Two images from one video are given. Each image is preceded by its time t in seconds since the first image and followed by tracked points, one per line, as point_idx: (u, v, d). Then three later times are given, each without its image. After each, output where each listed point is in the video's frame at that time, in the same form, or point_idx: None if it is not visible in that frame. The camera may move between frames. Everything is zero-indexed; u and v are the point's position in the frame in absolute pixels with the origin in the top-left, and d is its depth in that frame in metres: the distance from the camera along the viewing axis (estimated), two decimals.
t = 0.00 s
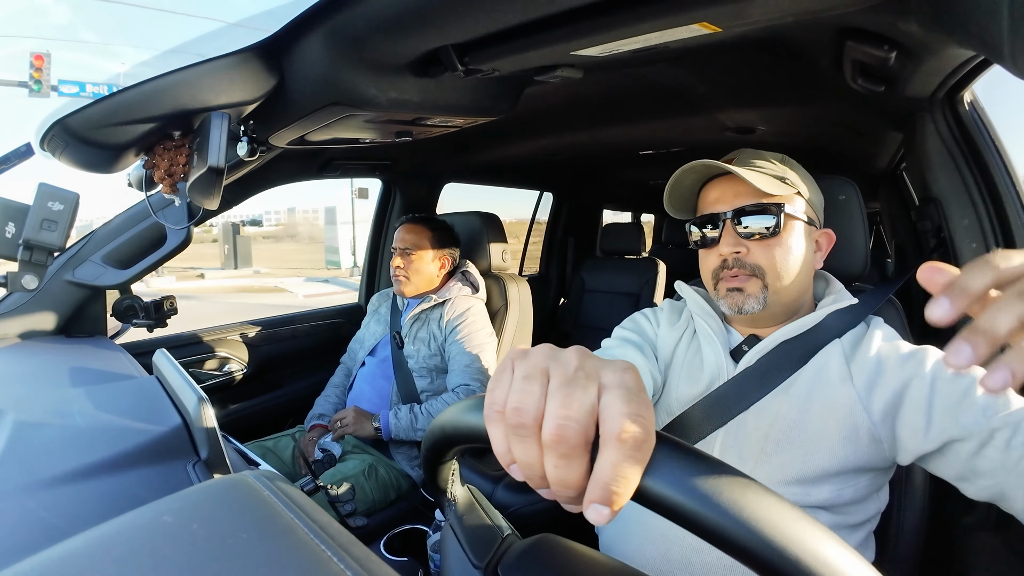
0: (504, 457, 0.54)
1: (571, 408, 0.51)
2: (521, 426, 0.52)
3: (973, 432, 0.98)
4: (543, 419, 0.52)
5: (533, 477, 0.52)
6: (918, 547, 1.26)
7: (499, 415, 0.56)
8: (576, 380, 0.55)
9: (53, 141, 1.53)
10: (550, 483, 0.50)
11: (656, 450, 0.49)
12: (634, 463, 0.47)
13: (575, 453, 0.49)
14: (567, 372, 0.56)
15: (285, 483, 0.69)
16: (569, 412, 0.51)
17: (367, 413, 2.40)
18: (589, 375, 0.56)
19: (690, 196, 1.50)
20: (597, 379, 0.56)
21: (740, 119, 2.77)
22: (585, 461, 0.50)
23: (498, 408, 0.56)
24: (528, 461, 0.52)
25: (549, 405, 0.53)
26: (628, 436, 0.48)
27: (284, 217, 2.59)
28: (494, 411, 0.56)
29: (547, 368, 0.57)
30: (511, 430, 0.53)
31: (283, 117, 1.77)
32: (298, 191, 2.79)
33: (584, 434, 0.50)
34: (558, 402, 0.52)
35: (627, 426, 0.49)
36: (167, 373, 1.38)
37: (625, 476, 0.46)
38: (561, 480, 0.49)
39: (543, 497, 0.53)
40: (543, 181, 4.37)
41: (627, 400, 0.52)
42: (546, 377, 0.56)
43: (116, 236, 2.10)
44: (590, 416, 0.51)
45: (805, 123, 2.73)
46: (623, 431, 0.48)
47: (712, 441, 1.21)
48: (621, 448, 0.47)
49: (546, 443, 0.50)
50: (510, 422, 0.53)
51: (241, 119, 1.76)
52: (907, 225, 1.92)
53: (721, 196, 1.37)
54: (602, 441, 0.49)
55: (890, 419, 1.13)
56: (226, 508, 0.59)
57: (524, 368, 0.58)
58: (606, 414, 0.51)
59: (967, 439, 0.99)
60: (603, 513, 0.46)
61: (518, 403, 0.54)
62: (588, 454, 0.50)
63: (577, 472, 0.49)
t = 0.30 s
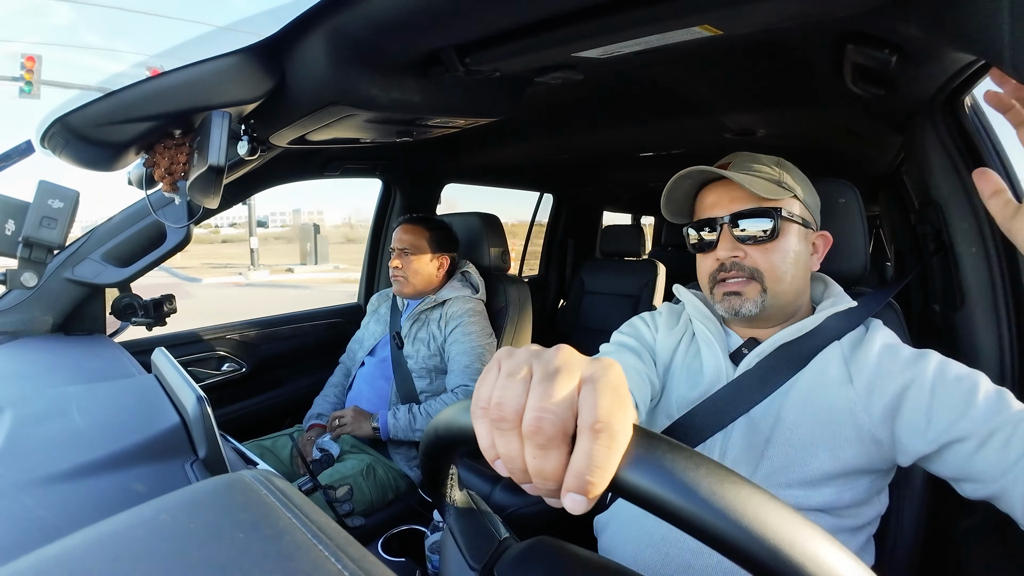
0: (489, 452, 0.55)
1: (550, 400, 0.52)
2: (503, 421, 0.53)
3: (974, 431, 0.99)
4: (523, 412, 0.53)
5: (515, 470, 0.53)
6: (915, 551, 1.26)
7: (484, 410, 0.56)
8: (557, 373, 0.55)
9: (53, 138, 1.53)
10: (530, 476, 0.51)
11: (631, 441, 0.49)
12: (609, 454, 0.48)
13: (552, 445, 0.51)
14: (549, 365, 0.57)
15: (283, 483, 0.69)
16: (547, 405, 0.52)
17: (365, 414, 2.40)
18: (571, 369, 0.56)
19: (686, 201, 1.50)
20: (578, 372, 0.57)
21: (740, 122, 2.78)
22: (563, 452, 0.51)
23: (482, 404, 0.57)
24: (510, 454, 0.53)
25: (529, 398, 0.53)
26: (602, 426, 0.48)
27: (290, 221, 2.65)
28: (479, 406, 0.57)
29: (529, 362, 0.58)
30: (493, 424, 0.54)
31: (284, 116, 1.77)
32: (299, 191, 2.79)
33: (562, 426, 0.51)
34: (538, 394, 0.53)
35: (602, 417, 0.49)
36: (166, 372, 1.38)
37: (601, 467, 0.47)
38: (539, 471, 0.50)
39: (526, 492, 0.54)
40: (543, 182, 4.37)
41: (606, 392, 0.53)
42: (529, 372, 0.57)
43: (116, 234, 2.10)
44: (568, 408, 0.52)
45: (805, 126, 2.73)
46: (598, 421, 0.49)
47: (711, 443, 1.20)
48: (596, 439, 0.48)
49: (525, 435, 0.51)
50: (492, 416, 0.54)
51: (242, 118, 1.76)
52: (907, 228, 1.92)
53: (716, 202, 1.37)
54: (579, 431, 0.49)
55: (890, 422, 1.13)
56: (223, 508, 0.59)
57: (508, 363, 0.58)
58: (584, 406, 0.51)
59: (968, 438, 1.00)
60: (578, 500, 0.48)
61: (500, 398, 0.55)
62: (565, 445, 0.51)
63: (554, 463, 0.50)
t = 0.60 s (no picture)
0: (492, 454, 0.55)
1: (553, 403, 0.52)
2: (505, 423, 0.53)
3: (975, 430, 0.99)
4: (526, 414, 0.53)
5: (518, 473, 0.53)
6: (916, 551, 1.26)
7: (486, 412, 0.56)
8: (560, 375, 0.55)
9: (54, 139, 1.53)
10: (534, 478, 0.51)
11: (636, 445, 0.49)
12: (614, 458, 0.47)
13: (556, 448, 0.50)
14: (552, 367, 0.57)
15: (283, 483, 0.69)
16: (551, 407, 0.52)
17: (365, 415, 2.39)
18: (574, 371, 0.56)
19: (695, 194, 1.50)
20: (582, 374, 0.57)
21: (740, 122, 2.78)
22: (566, 455, 0.51)
23: (485, 405, 0.57)
24: (513, 457, 0.53)
25: (532, 400, 0.53)
26: (607, 431, 0.48)
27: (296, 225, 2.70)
28: (481, 408, 0.57)
29: (531, 364, 0.58)
30: (496, 426, 0.54)
31: (284, 117, 1.77)
32: (299, 191, 2.79)
33: (566, 429, 0.51)
34: (542, 397, 0.53)
35: (607, 421, 0.49)
36: (166, 372, 1.38)
37: (605, 470, 0.47)
38: (543, 474, 0.50)
39: (529, 494, 0.54)
40: (543, 183, 4.37)
41: (609, 394, 0.53)
42: (532, 374, 0.57)
43: (117, 235, 2.10)
44: (572, 411, 0.52)
45: (806, 127, 2.73)
46: (603, 426, 0.49)
47: (711, 444, 1.20)
48: (601, 443, 0.48)
49: (528, 438, 0.51)
50: (496, 418, 0.54)
51: (242, 118, 1.76)
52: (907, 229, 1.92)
53: (727, 196, 1.37)
54: (584, 436, 0.49)
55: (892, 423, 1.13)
56: (223, 508, 0.59)
57: (511, 365, 0.58)
58: (588, 409, 0.51)
59: (968, 437, 1.00)
60: (583, 504, 0.47)
61: (503, 400, 0.55)
62: (569, 448, 0.51)
63: (558, 466, 0.50)
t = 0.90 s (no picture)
0: (489, 453, 0.55)
1: (550, 401, 0.52)
2: (502, 423, 0.53)
3: (974, 431, 0.99)
4: (522, 413, 0.53)
5: (516, 471, 0.53)
6: (916, 552, 1.26)
7: (483, 411, 0.56)
8: (557, 374, 0.55)
9: (54, 139, 1.52)
10: (531, 476, 0.51)
11: (633, 442, 0.48)
12: (609, 454, 0.47)
13: (553, 446, 0.50)
14: (548, 365, 0.57)
15: (283, 484, 0.69)
16: (547, 405, 0.51)
17: (365, 417, 2.39)
18: (570, 369, 0.56)
19: (689, 197, 1.51)
20: (578, 372, 0.57)
21: (741, 123, 2.78)
22: (563, 453, 0.51)
23: (481, 405, 0.57)
24: (510, 455, 0.53)
25: (528, 399, 0.53)
26: (603, 427, 0.48)
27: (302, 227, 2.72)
28: (478, 408, 0.57)
29: (528, 363, 0.58)
30: (493, 425, 0.54)
31: (284, 117, 1.77)
32: (299, 192, 2.79)
33: (562, 427, 0.51)
34: (538, 395, 0.53)
35: (603, 417, 0.49)
36: (166, 372, 1.38)
37: (601, 467, 0.47)
38: (539, 472, 0.50)
39: (526, 492, 0.54)
40: (543, 183, 4.37)
41: (605, 392, 0.52)
42: (528, 373, 0.56)
43: (117, 234, 2.10)
44: (567, 409, 0.52)
45: (806, 127, 2.73)
46: (599, 422, 0.49)
47: (712, 445, 1.20)
48: (596, 439, 0.48)
49: (525, 436, 0.51)
50: (492, 417, 0.54)
51: (243, 119, 1.76)
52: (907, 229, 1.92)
53: (720, 198, 1.37)
54: (579, 432, 0.49)
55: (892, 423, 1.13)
56: (222, 509, 0.59)
57: (507, 364, 0.58)
58: (585, 407, 0.51)
59: (968, 438, 1.00)
60: (580, 502, 0.47)
61: (499, 399, 0.55)
62: (565, 446, 0.51)
63: (554, 465, 0.50)
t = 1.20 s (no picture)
0: (495, 462, 0.55)
1: (559, 409, 0.52)
2: (509, 432, 0.53)
3: (975, 436, 0.99)
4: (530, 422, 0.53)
5: (523, 481, 0.53)
6: (917, 558, 1.25)
7: (487, 420, 0.56)
8: (565, 381, 0.55)
9: (58, 139, 1.54)
10: (539, 486, 0.51)
11: (645, 450, 0.48)
12: (624, 462, 0.46)
13: (563, 454, 0.50)
14: (555, 372, 0.57)
15: (282, 486, 0.69)
16: (556, 414, 0.51)
17: (364, 420, 2.38)
18: (578, 376, 0.56)
19: (689, 204, 1.50)
20: (586, 379, 0.56)
21: (741, 127, 2.78)
22: (574, 462, 0.50)
23: (487, 413, 0.57)
24: (517, 465, 0.53)
25: (536, 407, 0.53)
26: (617, 435, 0.47)
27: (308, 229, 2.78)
28: (482, 416, 0.57)
29: (534, 370, 0.58)
30: (499, 435, 0.54)
31: (285, 120, 1.77)
32: (300, 194, 2.79)
33: (571, 436, 0.51)
34: (546, 404, 0.52)
35: (617, 425, 0.48)
36: (166, 373, 1.38)
37: (616, 475, 0.46)
38: (548, 482, 0.50)
39: (534, 501, 0.54)
40: (543, 187, 4.37)
41: (615, 398, 0.52)
42: (535, 381, 0.56)
43: (117, 236, 2.10)
44: (576, 417, 0.51)
45: (806, 132, 2.74)
46: (613, 430, 0.48)
47: (712, 449, 1.20)
48: (611, 447, 0.47)
49: (534, 445, 0.51)
50: (499, 427, 0.54)
51: (245, 121, 1.77)
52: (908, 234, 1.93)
53: (720, 207, 1.37)
54: (592, 440, 0.48)
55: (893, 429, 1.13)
56: (221, 511, 0.58)
57: (512, 371, 0.58)
58: (596, 414, 0.51)
59: (968, 443, 0.99)
60: (594, 513, 0.45)
61: (506, 407, 0.54)
62: (575, 455, 0.50)
63: (564, 474, 0.50)
